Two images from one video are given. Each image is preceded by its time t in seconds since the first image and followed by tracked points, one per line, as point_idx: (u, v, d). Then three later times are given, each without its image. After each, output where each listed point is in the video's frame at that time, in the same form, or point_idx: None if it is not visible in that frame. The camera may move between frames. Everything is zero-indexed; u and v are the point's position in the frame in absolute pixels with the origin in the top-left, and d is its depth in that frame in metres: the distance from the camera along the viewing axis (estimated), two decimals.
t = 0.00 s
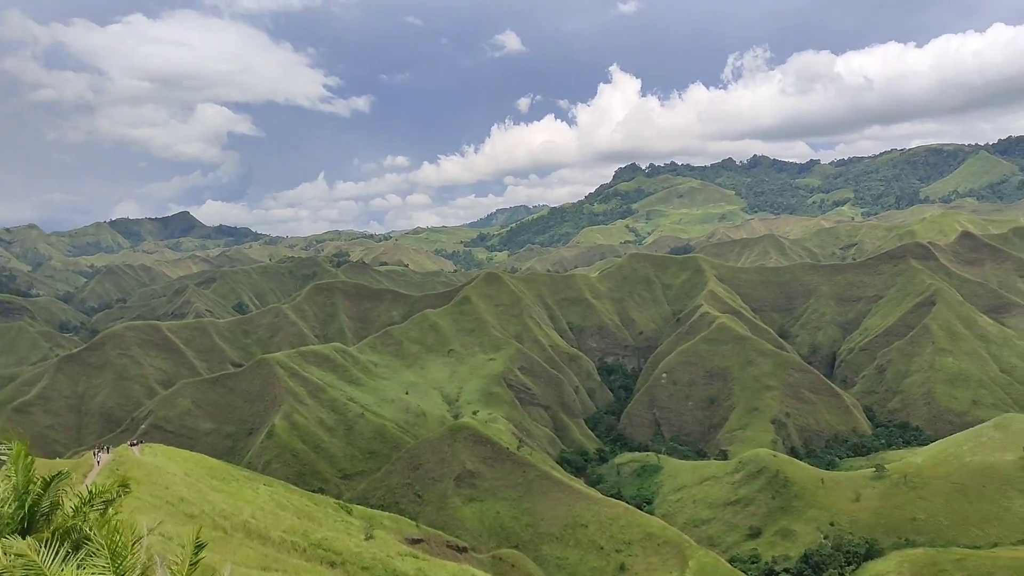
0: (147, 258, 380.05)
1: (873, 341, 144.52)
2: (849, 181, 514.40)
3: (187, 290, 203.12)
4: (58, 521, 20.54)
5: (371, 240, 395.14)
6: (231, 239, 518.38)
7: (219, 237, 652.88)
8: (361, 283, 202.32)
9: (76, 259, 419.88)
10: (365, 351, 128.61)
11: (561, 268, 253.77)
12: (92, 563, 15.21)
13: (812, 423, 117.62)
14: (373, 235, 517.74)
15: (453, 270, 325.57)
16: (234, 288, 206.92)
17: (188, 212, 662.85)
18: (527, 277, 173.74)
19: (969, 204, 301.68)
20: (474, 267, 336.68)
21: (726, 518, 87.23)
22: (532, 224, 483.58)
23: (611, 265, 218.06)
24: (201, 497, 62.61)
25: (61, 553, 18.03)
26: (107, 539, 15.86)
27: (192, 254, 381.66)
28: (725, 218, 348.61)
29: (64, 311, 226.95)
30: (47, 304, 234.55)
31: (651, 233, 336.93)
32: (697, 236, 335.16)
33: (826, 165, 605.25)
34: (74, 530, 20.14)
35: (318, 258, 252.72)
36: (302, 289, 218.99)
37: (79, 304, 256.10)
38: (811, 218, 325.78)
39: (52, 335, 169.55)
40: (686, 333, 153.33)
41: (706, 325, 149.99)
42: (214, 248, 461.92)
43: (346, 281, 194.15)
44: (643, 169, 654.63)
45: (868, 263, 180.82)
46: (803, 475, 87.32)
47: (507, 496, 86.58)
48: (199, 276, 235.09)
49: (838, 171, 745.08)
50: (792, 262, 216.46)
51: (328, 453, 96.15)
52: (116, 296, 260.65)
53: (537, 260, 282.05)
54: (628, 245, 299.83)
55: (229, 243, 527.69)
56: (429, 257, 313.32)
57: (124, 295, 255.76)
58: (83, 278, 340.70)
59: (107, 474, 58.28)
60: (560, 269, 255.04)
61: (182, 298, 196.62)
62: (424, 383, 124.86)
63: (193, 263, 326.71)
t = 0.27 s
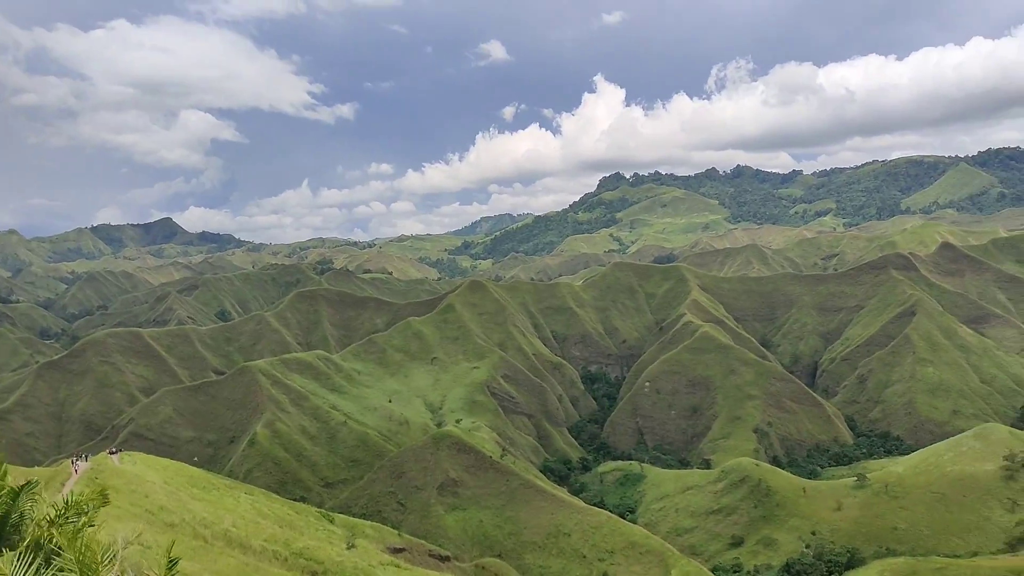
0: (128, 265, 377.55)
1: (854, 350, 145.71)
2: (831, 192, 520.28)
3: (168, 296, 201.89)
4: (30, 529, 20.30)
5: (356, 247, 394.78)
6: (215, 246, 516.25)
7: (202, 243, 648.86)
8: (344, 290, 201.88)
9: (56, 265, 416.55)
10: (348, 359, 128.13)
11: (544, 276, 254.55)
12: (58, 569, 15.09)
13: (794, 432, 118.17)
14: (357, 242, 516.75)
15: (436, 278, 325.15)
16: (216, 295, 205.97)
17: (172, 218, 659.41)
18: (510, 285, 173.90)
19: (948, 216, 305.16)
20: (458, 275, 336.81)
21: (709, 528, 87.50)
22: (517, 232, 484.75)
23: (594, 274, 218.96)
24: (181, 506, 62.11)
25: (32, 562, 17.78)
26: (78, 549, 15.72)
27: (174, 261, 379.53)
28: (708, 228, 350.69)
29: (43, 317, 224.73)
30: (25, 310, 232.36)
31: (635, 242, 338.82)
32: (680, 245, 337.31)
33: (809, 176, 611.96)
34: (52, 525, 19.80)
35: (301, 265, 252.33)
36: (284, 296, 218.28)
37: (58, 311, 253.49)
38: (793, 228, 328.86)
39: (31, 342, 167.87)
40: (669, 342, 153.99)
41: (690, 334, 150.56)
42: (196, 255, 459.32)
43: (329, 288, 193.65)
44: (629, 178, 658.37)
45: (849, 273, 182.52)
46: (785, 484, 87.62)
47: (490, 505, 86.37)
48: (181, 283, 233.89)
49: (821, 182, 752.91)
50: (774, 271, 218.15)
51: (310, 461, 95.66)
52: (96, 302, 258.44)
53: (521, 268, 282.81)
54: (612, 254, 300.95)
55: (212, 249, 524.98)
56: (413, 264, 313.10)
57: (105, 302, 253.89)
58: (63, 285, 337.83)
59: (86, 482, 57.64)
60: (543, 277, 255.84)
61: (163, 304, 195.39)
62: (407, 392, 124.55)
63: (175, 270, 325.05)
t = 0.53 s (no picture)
0: (115, 274, 376.18)
1: (842, 362, 146.29)
2: (819, 204, 524.44)
3: (155, 306, 201.21)
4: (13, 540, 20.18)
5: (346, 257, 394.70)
6: (203, 255, 515.25)
7: (192, 252, 646.46)
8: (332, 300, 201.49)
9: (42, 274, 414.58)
10: (336, 369, 127.75)
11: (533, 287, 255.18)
12: None
13: (782, 443, 118.44)
14: (346, 252, 515.79)
15: (424, 288, 325.02)
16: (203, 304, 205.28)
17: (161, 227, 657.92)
18: (499, 296, 173.99)
19: (934, 228, 307.56)
20: (446, 286, 336.72)
21: (697, 539, 87.57)
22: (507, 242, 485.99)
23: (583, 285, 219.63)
24: (167, 517, 61.59)
25: None
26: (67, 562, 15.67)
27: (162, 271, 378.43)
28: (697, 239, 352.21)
29: (28, 327, 223.43)
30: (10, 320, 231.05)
31: (624, 253, 340.28)
32: (669, 256, 338.76)
33: (798, 188, 616.03)
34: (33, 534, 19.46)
35: (289, 276, 252.02)
36: (272, 306, 217.79)
37: (44, 320, 252.24)
38: (781, 240, 330.90)
39: (16, 351, 166.83)
40: (658, 353, 154.27)
41: (678, 345, 150.87)
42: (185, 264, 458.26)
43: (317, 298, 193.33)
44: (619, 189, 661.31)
45: (836, 285, 183.61)
46: (773, 495, 87.58)
47: (478, 516, 86.11)
48: (169, 293, 233.09)
49: (809, 194, 758.04)
50: (762, 283, 219.15)
51: (298, 472, 95.23)
52: (83, 312, 257.12)
53: (510, 279, 283.42)
54: (601, 266, 301.93)
55: (200, 259, 523.00)
56: (402, 275, 312.86)
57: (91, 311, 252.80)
58: (50, 294, 335.98)
59: (70, 493, 57.06)
60: (532, 288, 256.41)
61: (149, 314, 194.69)
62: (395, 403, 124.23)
63: (162, 279, 324.07)
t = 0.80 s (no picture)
0: (108, 290, 375.47)
1: (836, 379, 146.24)
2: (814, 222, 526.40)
3: (148, 322, 200.65)
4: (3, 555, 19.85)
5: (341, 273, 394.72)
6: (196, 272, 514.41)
7: (186, 268, 645.14)
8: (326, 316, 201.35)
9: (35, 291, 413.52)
10: (329, 387, 127.30)
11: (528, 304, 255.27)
12: None
13: (777, 460, 118.14)
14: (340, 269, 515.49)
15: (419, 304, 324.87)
16: (197, 321, 204.49)
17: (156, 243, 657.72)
18: (494, 313, 173.87)
19: (928, 246, 308.98)
20: (441, 302, 336.41)
21: (692, 558, 87.15)
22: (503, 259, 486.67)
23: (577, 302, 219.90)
24: (157, 535, 60.98)
25: None
26: None
27: (156, 288, 377.78)
28: (691, 256, 352.79)
29: (21, 343, 222.46)
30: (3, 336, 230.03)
31: (618, 269, 340.87)
32: (664, 273, 339.34)
33: (792, 205, 618.71)
34: (21, 565, 19.06)
35: (284, 293, 251.71)
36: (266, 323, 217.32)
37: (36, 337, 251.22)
38: (775, 257, 331.79)
39: (8, 368, 166.03)
40: (653, 370, 154.12)
41: (673, 362, 150.76)
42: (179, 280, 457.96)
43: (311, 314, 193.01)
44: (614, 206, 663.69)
45: (830, 302, 183.92)
46: (769, 513, 87.10)
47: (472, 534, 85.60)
48: (162, 310, 232.62)
49: (804, 211, 761.14)
50: (756, 300, 219.51)
51: (290, 490, 94.66)
52: (75, 329, 255.95)
53: (505, 296, 283.63)
54: (595, 283, 302.24)
55: (194, 276, 521.99)
56: (396, 291, 312.44)
57: (84, 327, 252.02)
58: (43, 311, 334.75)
59: (60, 511, 56.47)
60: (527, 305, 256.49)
61: (142, 331, 194.10)
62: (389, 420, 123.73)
63: (156, 296, 323.36)
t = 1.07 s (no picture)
0: (112, 308, 376.21)
1: (842, 398, 145.53)
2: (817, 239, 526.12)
3: (152, 340, 200.83)
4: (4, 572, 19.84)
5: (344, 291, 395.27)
6: (199, 290, 515.68)
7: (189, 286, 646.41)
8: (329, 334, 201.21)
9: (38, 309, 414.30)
10: (332, 405, 127.05)
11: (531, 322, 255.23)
12: None
13: (782, 479, 117.34)
14: (343, 287, 516.43)
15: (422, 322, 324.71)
16: (200, 339, 204.74)
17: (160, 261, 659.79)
18: (497, 331, 173.57)
19: (932, 264, 308.61)
20: (443, 320, 336.64)
21: None
22: (506, 277, 487.11)
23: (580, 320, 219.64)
24: (159, 554, 60.46)
25: None
26: None
27: (159, 306, 378.55)
28: (693, 274, 352.89)
29: (24, 362, 222.70)
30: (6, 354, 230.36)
31: (621, 288, 341.05)
32: (667, 290, 339.24)
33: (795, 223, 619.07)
34: None
35: (287, 311, 251.82)
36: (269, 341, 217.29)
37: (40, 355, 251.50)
38: (778, 275, 331.43)
39: (11, 386, 166.07)
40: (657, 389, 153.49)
41: (678, 380, 150.25)
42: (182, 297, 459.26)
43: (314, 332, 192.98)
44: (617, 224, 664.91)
45: (834, 320, 183.34)
46: (774, 532, 86.15)
47: (476, 554, 85.01)
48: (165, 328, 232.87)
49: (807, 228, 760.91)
50: (760, 318, 219.09)
51: (293, 509, 94.19)
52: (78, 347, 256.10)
53: (508, 314, 283.68)
54: (598, 300, 302.05)
55: (196, 294, 522.39)
56: (399, 309, 312.46)
57: (87, 345, 252.17)
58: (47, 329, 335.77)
59: (62, 529, 56.10)
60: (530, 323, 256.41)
61: (145, 349, 194.24)
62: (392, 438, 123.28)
63: (159, 314, 323.74)
